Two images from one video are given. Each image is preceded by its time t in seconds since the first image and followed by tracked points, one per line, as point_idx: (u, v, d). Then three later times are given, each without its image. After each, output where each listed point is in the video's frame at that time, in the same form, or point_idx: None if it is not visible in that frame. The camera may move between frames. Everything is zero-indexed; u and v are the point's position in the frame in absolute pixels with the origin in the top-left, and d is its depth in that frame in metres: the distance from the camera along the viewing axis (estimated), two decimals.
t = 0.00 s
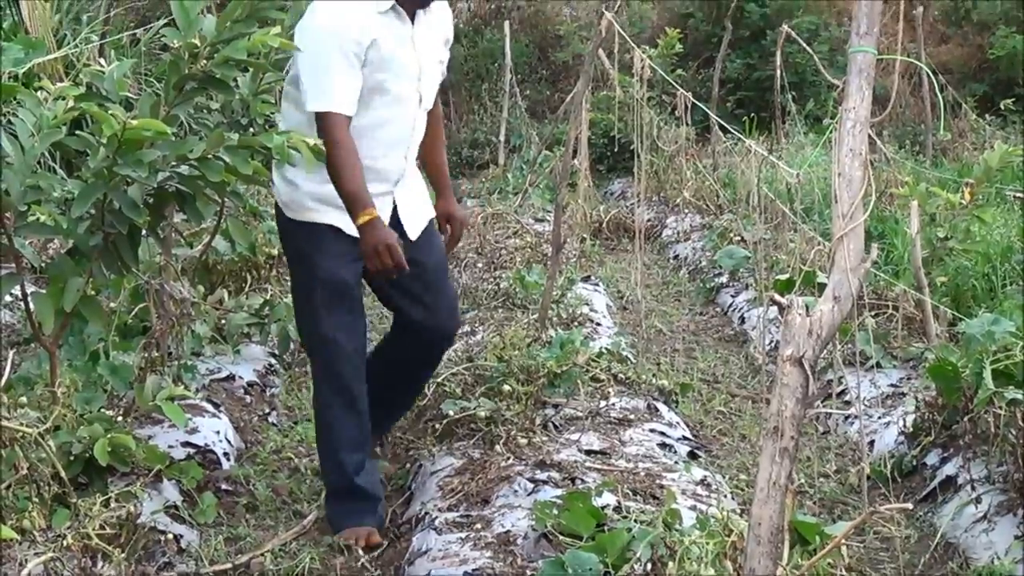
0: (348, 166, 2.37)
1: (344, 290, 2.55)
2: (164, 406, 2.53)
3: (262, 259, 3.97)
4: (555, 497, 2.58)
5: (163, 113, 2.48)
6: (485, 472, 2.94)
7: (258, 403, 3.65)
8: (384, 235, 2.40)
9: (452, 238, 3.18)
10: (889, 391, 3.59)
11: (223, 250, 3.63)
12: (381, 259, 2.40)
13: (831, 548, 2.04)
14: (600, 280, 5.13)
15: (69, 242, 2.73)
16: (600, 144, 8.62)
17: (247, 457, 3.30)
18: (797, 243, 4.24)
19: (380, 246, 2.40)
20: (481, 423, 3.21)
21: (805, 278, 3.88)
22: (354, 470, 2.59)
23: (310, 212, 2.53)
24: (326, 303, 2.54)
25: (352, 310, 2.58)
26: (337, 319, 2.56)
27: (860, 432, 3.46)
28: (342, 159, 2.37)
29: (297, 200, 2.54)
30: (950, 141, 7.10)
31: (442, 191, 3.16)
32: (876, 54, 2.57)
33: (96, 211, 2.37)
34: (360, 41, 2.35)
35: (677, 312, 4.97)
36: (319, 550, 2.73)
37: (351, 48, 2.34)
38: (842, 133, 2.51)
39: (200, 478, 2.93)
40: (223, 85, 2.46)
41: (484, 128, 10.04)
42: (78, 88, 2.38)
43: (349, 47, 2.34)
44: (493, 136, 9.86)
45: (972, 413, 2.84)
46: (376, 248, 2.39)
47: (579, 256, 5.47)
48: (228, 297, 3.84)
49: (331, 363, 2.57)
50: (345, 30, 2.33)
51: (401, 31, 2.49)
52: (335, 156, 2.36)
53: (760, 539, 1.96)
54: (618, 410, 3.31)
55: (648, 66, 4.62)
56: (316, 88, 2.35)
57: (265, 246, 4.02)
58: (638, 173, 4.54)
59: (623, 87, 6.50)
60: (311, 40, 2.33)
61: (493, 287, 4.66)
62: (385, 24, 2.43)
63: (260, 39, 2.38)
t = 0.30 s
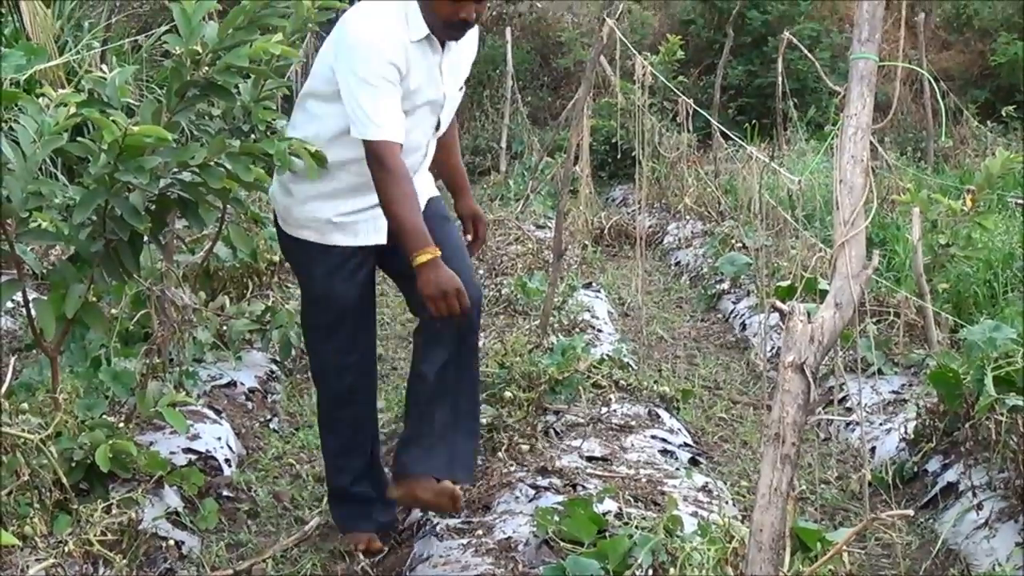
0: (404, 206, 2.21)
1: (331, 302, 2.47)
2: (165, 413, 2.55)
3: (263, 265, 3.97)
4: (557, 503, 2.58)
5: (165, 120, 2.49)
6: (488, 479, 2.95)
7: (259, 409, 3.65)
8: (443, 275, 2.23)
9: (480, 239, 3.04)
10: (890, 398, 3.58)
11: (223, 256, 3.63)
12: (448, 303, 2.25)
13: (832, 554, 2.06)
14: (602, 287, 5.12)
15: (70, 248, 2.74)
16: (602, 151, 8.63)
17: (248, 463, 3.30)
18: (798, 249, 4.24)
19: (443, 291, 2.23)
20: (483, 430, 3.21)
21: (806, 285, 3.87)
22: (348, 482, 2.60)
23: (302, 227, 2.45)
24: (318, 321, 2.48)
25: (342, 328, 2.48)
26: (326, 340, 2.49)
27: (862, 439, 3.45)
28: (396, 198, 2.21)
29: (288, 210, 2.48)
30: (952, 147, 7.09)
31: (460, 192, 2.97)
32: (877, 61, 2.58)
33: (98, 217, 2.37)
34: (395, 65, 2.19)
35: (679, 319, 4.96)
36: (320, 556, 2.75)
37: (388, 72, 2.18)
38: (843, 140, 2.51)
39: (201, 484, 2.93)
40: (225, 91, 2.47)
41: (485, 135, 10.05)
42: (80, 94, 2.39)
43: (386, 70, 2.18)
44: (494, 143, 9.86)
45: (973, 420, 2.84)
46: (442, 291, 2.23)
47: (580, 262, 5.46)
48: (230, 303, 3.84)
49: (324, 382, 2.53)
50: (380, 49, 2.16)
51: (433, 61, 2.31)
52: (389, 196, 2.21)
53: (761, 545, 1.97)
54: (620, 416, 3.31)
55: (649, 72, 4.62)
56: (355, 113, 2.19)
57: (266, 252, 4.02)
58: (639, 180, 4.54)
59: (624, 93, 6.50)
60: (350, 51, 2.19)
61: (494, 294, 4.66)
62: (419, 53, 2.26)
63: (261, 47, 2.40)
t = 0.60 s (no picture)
0: (469, 264, 1.95)
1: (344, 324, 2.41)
2: (167, 412, 2.56)
3: (264, 265, 3.97)
4: (558, 502, 2.58)
5: (166, 120, 2.49)
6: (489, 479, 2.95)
7: (260, 409, 3.66)
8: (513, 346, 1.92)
9: (509, 262, 2.87)
10: (891, 398, 3.58)
11: (224, 256, 3.63)
12: (517, 378, 1.92)
13: (833, 553, 2.06)
14: (603, 287, 5.12)
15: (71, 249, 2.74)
16: (603, 150, 8.63)
17: (249, 463, 3.31)
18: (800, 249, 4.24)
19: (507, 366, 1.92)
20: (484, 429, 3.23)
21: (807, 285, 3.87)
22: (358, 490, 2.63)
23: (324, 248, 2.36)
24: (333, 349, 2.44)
25: (359, 361, 2.45)
26: (341, 370, 2.46)
27: (863, 439, 3.45)
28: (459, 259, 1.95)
29: (309, 226, 2.38)
30: (953, 147, 7.09)
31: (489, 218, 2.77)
32: (879, 60, 2.58)
33: (98, 217, 2.37)
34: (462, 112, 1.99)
35: (680, 318, 4.96)
36: (321, 555, 2.76)
37: (455, 117, 1.97)
38: (844, 140, 2.51)
39: (202, 484, 2.93)
40: (226, 91, 2.47)
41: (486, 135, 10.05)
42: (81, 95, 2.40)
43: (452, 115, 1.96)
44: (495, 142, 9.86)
45: (974, 420, 2.84)
46: (515, 366, 1.91)
47: (581, 262, 5.46)
48: (230, 303, 3.85)
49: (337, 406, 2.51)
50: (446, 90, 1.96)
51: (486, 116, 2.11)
52: (455, 254, 1.95)
53: (763, 544, 1.96)
54: (621, 416, 3.31)
55: (649, 72, 4.63)
56: (415, 161, 1.97)
57: (268, 252, 4.02)
58: (640, 179, 4.54)
59: (625, 93, 6.50)
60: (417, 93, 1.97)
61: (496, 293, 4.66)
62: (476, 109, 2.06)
63: (264, 45, 2.43)
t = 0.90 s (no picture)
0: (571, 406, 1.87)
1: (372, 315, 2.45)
2: (168, 405, 2.57)
3: (265, 258, 3.97)
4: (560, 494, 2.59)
5: (166, 112, 2.49)
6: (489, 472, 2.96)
7: (261, 402, 3.66)
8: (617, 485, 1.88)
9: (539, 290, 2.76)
10: (891, 390, 3.59)
11: (225, 249, 3.63)
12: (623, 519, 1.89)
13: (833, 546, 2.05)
14: (603, 279, 5.12)
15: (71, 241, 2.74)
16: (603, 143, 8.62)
17: (250, 455, 3.31)
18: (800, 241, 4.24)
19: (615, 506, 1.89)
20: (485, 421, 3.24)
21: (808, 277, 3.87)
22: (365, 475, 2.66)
23: (373, 261, 2.34)
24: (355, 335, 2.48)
25: (383, 355, 2.50)
26: (366, 365, 2.51)
27: (864, 431, 3.45)
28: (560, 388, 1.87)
29: (355, 236, 2.35)
30: (953, 140, 7.08)
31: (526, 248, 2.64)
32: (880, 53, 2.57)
33: (99, 210, 2.37)
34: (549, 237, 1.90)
35: (680, 311, 4.96)
36: (322, 547, 2.77)
37: (541, 245, 1.88)
38: (844, 132, 2.52)
39: (204, 476, 2.93)
40: (227, 84, 2.47)
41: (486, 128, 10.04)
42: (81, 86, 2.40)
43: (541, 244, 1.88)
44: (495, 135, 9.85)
45: (975, 412, 2.84)
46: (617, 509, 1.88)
47: (581, 255, 5.46)
48: (231, 296, 3.85)
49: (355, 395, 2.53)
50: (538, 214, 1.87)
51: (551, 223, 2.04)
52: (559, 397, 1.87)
53: (763, 537, 1.94)
54: (622, 408, 3.32)
55: (650, 64, 4.62)
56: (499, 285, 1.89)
57: (268, 245, 4.02)
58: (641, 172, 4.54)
59: (626, 85, 6.50)
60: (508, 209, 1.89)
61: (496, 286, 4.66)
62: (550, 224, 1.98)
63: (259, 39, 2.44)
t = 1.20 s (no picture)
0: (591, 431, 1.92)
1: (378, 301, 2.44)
2: (170, 392, 2.57)
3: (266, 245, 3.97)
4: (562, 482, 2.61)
5: (168, 100, 2.48)
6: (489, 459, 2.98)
7: (262, 389, 3.66)
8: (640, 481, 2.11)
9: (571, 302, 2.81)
10: (893, 378, 3.60)
11: (226, 237, 3.63)
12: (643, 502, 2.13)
13: (833, 532, 2.03)
14: (605, 267, 5.12)
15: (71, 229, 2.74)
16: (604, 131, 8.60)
17: (252, 443, 3.31)
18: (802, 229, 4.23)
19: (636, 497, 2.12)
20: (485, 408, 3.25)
21: (810, 265, 3.87)
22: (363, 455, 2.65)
23: (387, 248, 2.32)
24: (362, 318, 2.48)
25: (387, 340, 2.48)
26: (369, 347, 2.49)
27: (865, 418, 3.45)
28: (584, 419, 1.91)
29: (369, 223, 2.33)
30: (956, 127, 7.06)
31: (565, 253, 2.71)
32: (881, 39, 2.58)
33: (101, 197, 2.37)
34: (564, 252, 1.90)
35: (682, 299, 4.96)
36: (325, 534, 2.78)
37: (554, 262, 1.88)
38: (846, 119, 2.51)
39: (205, 464, 2.94)
40: (228, 71, 2.46)
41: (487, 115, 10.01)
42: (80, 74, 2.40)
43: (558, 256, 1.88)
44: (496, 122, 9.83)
45: (976, 399, 2.84)
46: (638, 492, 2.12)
47: (583, 242, 5.45)
48: (232, 283, 3.85)
49: (359, 377, 2.54)
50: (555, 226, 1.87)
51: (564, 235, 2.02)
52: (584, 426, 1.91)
53: (765, 524, 1.92)
54: (623, 396, 3.31)
55: (651, 52, 4.60)
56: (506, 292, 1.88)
57: (269, 233, 4.02)
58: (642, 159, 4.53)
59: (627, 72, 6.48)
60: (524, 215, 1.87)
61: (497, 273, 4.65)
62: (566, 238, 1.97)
63: (267, 25, 2.47)
